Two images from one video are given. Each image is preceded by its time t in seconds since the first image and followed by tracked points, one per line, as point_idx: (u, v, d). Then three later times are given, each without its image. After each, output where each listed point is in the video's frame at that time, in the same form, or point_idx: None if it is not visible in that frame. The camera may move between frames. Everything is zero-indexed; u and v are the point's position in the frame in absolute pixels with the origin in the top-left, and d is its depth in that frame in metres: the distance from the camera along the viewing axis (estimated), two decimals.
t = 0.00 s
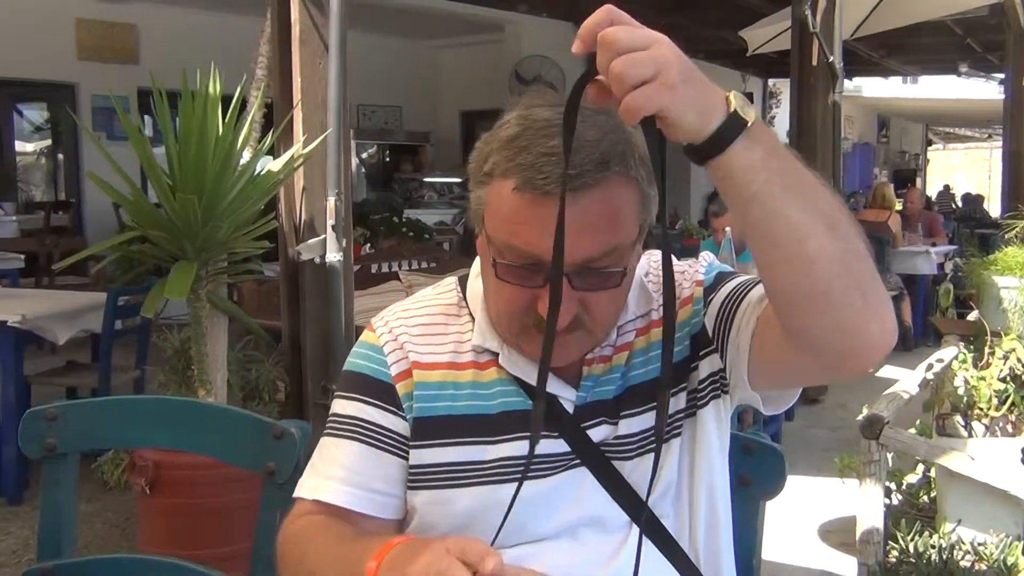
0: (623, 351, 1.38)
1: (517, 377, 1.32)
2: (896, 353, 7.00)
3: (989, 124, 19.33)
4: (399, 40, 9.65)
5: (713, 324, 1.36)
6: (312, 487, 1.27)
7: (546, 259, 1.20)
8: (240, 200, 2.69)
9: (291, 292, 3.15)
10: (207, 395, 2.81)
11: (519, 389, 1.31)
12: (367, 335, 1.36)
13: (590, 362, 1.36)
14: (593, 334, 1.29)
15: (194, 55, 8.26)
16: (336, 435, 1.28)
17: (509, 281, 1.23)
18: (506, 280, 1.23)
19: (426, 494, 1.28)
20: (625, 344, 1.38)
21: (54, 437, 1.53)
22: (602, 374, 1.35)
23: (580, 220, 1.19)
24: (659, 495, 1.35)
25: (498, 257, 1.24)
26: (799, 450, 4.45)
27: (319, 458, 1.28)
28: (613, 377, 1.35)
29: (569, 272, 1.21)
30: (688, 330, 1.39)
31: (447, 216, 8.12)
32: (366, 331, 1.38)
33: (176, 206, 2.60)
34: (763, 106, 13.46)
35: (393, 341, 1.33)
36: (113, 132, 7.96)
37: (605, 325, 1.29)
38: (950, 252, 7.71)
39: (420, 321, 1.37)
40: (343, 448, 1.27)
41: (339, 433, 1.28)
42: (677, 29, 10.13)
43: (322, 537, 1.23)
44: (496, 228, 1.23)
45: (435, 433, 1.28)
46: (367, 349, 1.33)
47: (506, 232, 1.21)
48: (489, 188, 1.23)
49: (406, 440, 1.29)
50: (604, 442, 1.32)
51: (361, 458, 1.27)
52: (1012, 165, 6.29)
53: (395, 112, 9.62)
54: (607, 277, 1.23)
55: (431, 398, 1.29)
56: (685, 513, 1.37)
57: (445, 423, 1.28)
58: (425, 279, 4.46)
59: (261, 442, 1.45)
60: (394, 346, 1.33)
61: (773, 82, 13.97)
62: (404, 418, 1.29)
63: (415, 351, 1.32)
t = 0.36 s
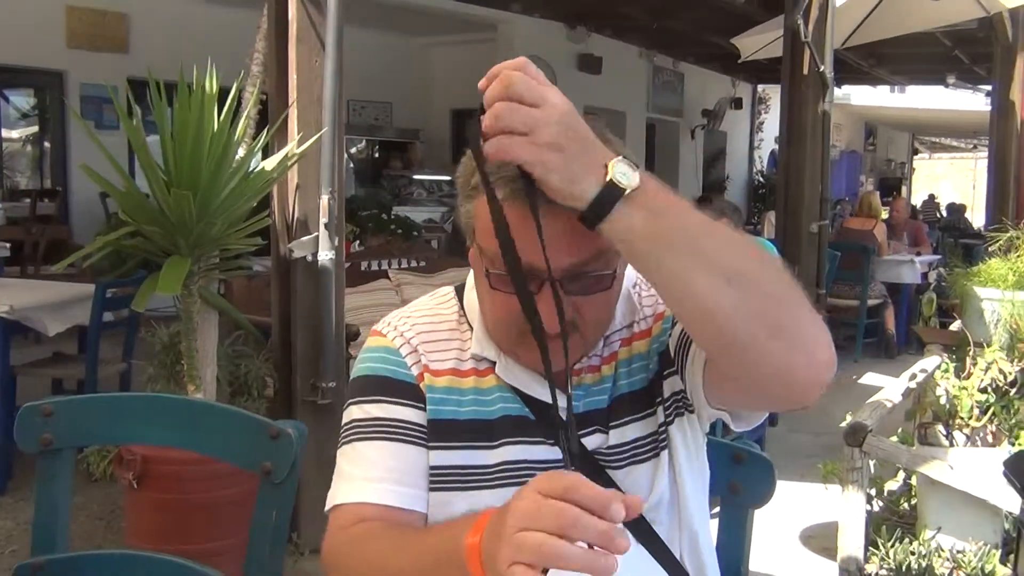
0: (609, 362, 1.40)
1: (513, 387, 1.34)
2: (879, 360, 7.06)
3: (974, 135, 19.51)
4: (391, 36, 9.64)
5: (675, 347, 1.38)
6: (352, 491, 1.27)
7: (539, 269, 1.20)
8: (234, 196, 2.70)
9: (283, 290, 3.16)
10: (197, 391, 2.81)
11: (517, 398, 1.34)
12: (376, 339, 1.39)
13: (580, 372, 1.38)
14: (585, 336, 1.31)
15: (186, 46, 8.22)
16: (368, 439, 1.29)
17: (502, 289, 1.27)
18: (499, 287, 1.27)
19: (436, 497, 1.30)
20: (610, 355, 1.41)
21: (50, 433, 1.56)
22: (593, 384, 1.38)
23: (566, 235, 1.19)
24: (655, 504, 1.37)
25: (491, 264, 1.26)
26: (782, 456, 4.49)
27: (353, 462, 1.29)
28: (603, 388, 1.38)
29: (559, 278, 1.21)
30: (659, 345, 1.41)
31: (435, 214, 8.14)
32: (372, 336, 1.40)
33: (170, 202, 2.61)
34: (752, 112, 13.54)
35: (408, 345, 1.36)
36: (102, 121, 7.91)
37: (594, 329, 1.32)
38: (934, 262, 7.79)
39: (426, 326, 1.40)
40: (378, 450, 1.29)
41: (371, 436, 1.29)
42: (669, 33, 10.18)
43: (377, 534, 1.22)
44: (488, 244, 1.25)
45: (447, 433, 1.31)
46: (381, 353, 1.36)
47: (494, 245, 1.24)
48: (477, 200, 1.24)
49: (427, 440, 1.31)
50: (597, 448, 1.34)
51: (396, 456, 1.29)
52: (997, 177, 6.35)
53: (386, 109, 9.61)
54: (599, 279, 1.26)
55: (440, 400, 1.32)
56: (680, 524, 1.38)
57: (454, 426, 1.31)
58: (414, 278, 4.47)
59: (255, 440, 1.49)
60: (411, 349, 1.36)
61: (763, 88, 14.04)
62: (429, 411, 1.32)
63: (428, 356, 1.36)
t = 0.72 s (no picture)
0: (618, 371, 1.43)
1: (512, 392, 1.36)
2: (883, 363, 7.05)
3: (980, 139, 19.46)
4: (397, 37, 9.67)
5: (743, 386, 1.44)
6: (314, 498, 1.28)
7: (562, 273, 1.24)
8: (240, 199, 2.71)
9: (288, 290, 3.18)
10: (202, 390, 2.82)
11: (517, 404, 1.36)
12: (366, 348, 1.40)
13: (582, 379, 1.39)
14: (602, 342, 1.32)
15: (192, 46, 8.25)
16: (337, 450, 1.31)
17: (525, 296, 1.26)
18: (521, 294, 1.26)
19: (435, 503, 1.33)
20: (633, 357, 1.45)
21: (58, 432, 1.58)
22: (592, 391, 1.40)
23: (592, 234, 1.23)
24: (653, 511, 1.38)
25: (513, 270, 1.26)
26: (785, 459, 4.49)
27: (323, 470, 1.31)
28: (606, 393, 1.41)
29: (581, 283, 1.24)
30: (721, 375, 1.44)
31: (440, 214, 8.15)
32: (364, 345, 1.42)
33: (177, 203, 2.62)
34: (758, 114, 13.55)
35: (392, 356, 1.38)
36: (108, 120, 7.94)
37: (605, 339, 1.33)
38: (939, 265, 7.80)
39: (415, 334, 1.42)
40: (344, 462, 1.30)
41: (340, 447, 1.31)
42: (674, 35, 10.21)
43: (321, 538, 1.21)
44: (503, 250, 1.27)
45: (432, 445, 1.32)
46: (367, 364, 1.38)
47: (515, 251, 1.25)
48: (493, 206, 1.27)
49: (406, 452, 1.33)
50: (597, 453, 1.36)
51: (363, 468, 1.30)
52: (1003, 181, 6.36)
53: (391, 109, 9.62)
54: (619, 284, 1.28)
55: (428, 412, 1.34)
56: (677, 533, 1.42)
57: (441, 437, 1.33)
58: (419, 279, 4.51)
59: (263, 443, 1.50)
60: (392, 360, 1.38)
61: (768, 90, 14.05)
62: (406, 428, 1.34)
63: (412, 366, 1.37)
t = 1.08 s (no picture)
0: (646, 387, 1.41)
1: (529, 409, 1.35)
2: (887, 366, 7.04)
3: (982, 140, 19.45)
4: (400, 42, 9.69)
5: (778, 438, 1.47)
6: (308, 512, 1.34)
7: (532, 277, 1.25)
8: (245, 207, 2.72)
9: (293, 295, 3.20)
10: (208, 397, 2.82)
11: (533, 421, 1.35)
12: (373, 366, 1.41)
13: (600, 393, 1.38)
14: (584, 357, 1.32)
15: (195, 52, 8.27)
16: (339, 469, 1.34)
17: (513, 304, 1.27)
18: (509, 303, 1.27)
19: (442, 527, 1.35)
20: (678, 376, 1.43)
21: (67, 440, 1.58)
22: (612, 406, 1.38)
23: (578, 239, 1.24)
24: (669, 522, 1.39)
25: (502, 278, 1.27)
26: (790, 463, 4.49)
27: (322, 486, 1.35)
28: (627, 410, 1.38)
29: (553, 291, 1.25)
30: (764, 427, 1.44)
31: (443, 219, 8.16)
32: (372, 362, 1.43)
33: (183, 211, 2.64)
34: (760, 116, 13.56)
35: (401, 376, 1.38)
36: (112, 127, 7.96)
37: (597, 352, 1.32)
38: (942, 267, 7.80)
39: (423, 353, 1.41)
40: (344, 483, 1.33)
41: (342, 468, 1.34)
42: (676, 39, 10.24)
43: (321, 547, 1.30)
44: (484, 249, 1.29)
45: (441, 467, 1.33)
46: (372, 385, 1.38)
47: (501, 261, 1.26)
48: (483, 213, 1.27)
49: (411, 479, 1.34)
50: (614, 467, 1.36)
51: (360, 491, 1.33)
52: (1007, 183, 6.36)
53: (394, 114, 9.64)
54: (595, 297, 1.27)
55: (439, 436, 1.34)
56: (696, 550, 1.43)
57: (448, 459, 1.33)
58: (423, 284, 4.52)
59: (271, 449, 1.51)
60: (401, 383, 1.37)
61: (770, 93, 14.06)
62: (404, 460, 1.33)
63: (420, 389, 1.36)
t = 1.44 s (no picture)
0: (654, 391, 1.41)
1: (537, 415, 1.36)
2: (895, 367, 7.03)
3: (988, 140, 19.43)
4: (404, 47, 9.71)
5: (777, 437, 1.47)
6: (328, 528, 1.39)
7: (489, 270, 1.25)
8: (254, 212, 2.73)
9: (301, 299, 3.22)
10: (217, 401, 2.85)
11: (540, 427, 1.36)
12: (380, 378, 1.43)
13: (609, 396, 1.39)
14: (557, 359, 1.29)
15: (200, 59, 8.31)
16: (353, 481, 1.38)
17: (484, 299, 1.27)
18: (480, 297, 1.27)
19: (453, 534, 1.36)
20: (689, 381, 1.42)
21: (79, 445, 1.61)
22: (622, 410, 1.38)
23: (542, 232, 1.23)
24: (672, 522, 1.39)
25: (475, 273, 1.27)
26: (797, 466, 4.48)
27: (339, 499, 1.39)
28: (638, 415, 1.38)
29: (508, 284, 1.24)
30: (763, 427, 1.44)
31: (448, 223, 8.18)
32: (379, 374, 1.45)
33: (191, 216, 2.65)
34: (765, 118, 13.55)
35: (405, 387, 1.39)
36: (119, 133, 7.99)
37: (569, 351, 1.28)
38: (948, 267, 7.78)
39: (428, 362, 1.42)
40: (358, 495, 1.37)
41: (356, 479, 1.37)
42: (680, 41, 10.25)
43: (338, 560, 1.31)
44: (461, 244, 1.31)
45: (451, 475, 1.34)
46: (380, 396, 1.41)
47: (474, 255, 1.26)
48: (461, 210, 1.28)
49: (418, 488, 1.36)
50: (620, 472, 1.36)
51: (373, 504, 1.36)
52: (1013, 183, 6.35)
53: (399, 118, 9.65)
54: (549, 293, 1.24)
55: (444, 445, 1.35)
56: (708, 555, 1.44)
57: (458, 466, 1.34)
58: (429, 287, 4.52)
59: (281, 453, 1.52)
60: (405, 393, 1.39)
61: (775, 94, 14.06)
62: (409, 469, 1.35)
63: (427, 400, 1.37)
